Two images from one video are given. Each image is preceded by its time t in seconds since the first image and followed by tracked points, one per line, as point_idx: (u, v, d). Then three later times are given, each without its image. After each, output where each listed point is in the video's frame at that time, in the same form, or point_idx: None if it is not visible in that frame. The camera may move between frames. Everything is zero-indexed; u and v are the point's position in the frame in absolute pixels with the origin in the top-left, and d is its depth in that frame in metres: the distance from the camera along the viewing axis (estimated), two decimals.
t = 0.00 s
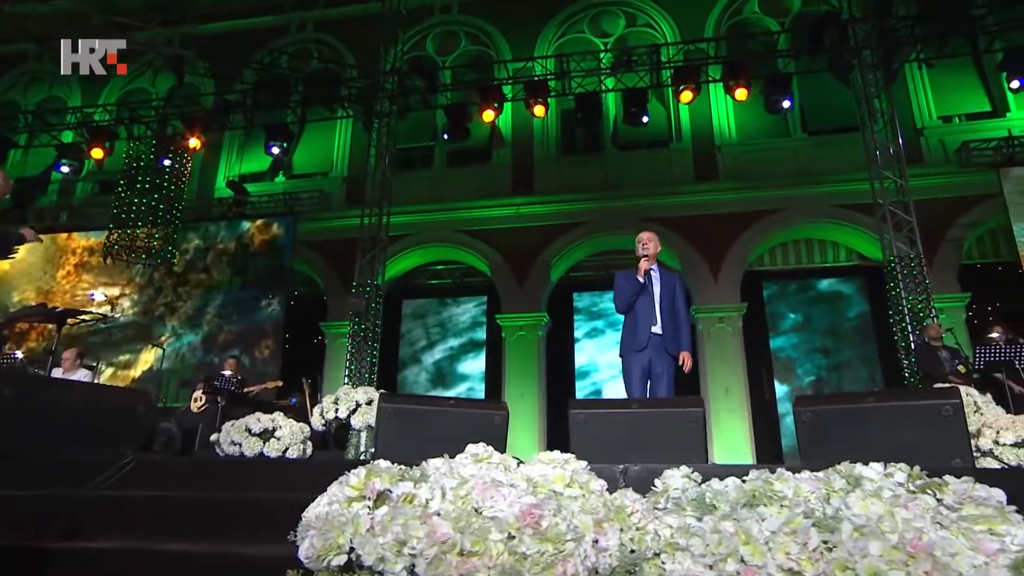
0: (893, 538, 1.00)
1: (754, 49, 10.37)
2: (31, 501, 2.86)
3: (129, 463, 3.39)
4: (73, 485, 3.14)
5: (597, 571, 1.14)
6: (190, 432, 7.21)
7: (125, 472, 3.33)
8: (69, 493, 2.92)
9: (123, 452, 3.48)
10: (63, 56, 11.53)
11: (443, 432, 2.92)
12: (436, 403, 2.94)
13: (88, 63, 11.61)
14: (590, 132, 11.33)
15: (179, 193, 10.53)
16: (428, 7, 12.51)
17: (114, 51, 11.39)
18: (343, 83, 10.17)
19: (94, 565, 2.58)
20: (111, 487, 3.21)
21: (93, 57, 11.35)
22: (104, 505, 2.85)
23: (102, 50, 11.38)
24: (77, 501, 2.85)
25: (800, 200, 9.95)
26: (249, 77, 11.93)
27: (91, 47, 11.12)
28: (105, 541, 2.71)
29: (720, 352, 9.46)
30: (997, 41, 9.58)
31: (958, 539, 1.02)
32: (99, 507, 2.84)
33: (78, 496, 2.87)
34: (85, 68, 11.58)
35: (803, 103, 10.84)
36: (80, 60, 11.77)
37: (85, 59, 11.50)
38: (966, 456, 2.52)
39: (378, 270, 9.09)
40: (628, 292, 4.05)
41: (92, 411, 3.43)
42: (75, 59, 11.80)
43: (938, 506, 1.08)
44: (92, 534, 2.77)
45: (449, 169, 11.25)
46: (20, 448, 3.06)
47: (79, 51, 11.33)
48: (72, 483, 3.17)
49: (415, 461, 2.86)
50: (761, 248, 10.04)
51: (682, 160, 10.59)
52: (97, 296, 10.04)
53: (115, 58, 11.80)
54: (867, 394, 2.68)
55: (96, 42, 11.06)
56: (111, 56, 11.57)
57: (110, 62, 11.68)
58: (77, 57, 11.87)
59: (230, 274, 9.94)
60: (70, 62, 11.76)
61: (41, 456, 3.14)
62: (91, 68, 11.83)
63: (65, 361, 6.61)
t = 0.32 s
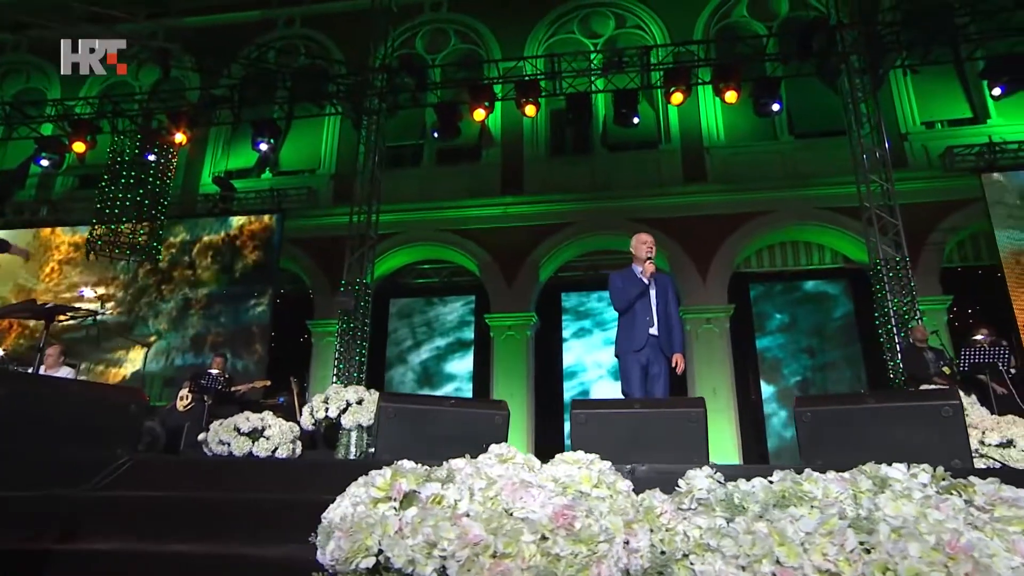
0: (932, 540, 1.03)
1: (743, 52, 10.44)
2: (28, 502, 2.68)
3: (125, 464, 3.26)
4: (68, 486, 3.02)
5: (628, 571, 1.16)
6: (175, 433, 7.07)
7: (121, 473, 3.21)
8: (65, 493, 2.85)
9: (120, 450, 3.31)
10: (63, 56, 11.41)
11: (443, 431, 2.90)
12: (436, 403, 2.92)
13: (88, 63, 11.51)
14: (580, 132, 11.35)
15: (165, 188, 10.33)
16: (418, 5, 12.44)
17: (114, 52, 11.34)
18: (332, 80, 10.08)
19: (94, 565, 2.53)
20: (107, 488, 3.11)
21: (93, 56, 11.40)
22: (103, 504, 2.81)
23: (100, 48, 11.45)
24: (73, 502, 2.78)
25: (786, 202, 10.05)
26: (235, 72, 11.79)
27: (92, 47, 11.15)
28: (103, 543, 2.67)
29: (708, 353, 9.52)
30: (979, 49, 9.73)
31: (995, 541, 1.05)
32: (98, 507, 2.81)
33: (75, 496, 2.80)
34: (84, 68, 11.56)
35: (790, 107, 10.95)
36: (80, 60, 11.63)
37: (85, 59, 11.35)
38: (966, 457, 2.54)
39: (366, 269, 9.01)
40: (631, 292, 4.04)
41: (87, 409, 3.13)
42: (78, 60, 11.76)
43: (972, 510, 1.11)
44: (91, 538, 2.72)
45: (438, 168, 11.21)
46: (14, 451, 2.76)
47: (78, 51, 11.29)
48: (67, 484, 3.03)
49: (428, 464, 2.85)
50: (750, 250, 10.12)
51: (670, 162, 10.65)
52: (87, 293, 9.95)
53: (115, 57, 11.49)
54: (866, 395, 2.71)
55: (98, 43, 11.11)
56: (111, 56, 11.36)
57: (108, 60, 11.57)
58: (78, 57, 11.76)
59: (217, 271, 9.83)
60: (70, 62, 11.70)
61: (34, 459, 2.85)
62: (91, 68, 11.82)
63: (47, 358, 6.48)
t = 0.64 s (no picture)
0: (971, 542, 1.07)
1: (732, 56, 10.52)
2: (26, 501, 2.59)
3: (123, 464, 3.20)
4: (63, 487, 2.92)
5: (661, 572, 1.17)
6: (161, 433, 6.95)
7: (117, 474, 3.14)
8: (60, 495, 2.78)
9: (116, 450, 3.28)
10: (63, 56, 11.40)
11: (442, 431, 2.92)
12: (436, 403, 2.93)
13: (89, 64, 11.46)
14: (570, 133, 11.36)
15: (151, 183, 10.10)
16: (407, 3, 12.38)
17: (114, 53, 11.24)
18: (321, 77, 9.99)
19: (94, 566, 2.48)
20: (103, 490, 3.02)
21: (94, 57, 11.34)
22: (103, 504, 2.75)
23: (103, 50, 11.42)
24: (70, 503, 2.71)
25: (773, 205, 10.14)
26: (222, 67, 11.65)
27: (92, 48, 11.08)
28: (105, 545, 2.60)
29: (696, 354, 9.58)
30: (962, 56, 9.89)
31: None
32: (98, 508, 2.75)
33: (71, 497, 2.74)
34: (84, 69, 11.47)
35: (778, 111, 11.04)
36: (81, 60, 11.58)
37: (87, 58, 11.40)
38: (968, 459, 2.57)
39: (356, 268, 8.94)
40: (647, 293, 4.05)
41: (87, 409, 3.11)
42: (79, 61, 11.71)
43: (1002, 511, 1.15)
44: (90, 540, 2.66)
45: (428, 166, 11.16)
46: (13, 451, 2.72)
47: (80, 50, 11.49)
48: (63, 484, 2.94)
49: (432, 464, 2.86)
50: (738, 251, 10.21)
51: (660, 163, 10.69)
52: (76, 289, 9.79)
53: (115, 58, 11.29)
54: (866, 396, 2.75)
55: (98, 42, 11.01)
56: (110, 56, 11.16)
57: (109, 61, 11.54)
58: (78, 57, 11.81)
59: (203, 268, 9.71)
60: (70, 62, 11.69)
61: (33, 460, 2.82)
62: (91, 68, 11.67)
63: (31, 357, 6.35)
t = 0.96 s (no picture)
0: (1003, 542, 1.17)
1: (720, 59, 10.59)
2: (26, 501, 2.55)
3: (120, 465, 3.17)
4: (62, 488, 2.88)
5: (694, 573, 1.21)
6: (147, 434, 6.83)
7: (115, 475, 3.11)
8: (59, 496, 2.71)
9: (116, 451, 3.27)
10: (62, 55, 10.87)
11: (447, 431, 3.14)
12: (440, 403, 3.14)
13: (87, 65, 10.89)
14: (560, 133, 11.36)
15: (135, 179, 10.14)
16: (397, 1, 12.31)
17: (116, 53, 10.68)
18: (310, 74, 9.89)
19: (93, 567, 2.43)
20: (101, 490, 2.99)
21: (94, 57, 10.70)
22: (100, 504, 2.72)
23: (102, 49, 10.88)
24: (68, 502, 2.66)
25: (761, 208, 10.23)
26: (208, 62, 11.49)
27: (92, 46, 10.48)
28: (104, 546, 2.56)
29: (684, 355, 9.64)
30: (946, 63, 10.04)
31: None
32: (96, 508, 2.71)
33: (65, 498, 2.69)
34: (84, 69, 10.84)
35: (766, 114, 11.13)
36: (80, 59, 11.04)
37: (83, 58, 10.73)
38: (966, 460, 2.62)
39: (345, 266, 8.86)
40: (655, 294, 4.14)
41: (87, 409, 3.06)
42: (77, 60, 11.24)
43: None
44: (87, 541, 2.61)
45: (417, 165, 11.10)
46: (14, 452, 2.68)
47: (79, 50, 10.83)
48: (62, 485, 2.90)
49: (431, 461, 3.10)
50: (726, 252, 10.28)
51: (648, 165, 10.74)
52: (68, 286, 9.66)
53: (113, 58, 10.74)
54: (868, 397, 2.79)
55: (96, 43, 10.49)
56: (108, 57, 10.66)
57: (109, 62, 11.04)
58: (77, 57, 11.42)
59: (189, 267, 9.60)
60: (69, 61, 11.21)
61: (34, 460, 2.77)
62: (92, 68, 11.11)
63: (12, 355, 6.21)
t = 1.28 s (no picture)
0: None
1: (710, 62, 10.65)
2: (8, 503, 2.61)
3: (119, 466, 3.14)
4: (58, 489, 2.90)
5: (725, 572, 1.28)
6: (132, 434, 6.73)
7: (113, 475, 3.09)
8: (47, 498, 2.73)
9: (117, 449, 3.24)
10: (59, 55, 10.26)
11: (449, 430, 3.20)
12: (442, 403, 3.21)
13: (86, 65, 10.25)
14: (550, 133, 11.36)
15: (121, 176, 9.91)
16: None
17: (116, 52, 10.25)
18: (299, 71, 9.79)
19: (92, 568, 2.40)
20: (98, 491, 2.99)
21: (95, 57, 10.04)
22: (97, 505, 2.69)
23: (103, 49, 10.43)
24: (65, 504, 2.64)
25: (749, 210, 10.32)
26: (194, 56, 11.32)
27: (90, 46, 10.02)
28: (102, 547, 2.54)
29: (673, 357, 9.69)
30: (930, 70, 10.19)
31: None
32: (95, 508, 2.68)
33: (61, 500, 2.67)
34: (84, 70, 10.35)
35: (754, 118, 11.22)
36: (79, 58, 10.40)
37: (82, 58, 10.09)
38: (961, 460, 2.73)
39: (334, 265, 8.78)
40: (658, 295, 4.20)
41: (88, 409, 3.06)
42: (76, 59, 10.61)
43: None
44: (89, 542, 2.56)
45: (407, 163, 11.04)
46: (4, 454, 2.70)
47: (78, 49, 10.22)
48: (59, 485, 2.91)
49: (434, 460, 3.16)
50: (715, 254, 10.35)
51: (638, 166, 10.78)
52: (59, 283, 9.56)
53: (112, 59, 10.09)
54: (866, 398, 2.91)
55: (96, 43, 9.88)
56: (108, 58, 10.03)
57: (110, 61, 10.54)
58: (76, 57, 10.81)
59: (178, 263, 9.51)
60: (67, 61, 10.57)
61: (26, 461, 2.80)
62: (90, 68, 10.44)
63: None
